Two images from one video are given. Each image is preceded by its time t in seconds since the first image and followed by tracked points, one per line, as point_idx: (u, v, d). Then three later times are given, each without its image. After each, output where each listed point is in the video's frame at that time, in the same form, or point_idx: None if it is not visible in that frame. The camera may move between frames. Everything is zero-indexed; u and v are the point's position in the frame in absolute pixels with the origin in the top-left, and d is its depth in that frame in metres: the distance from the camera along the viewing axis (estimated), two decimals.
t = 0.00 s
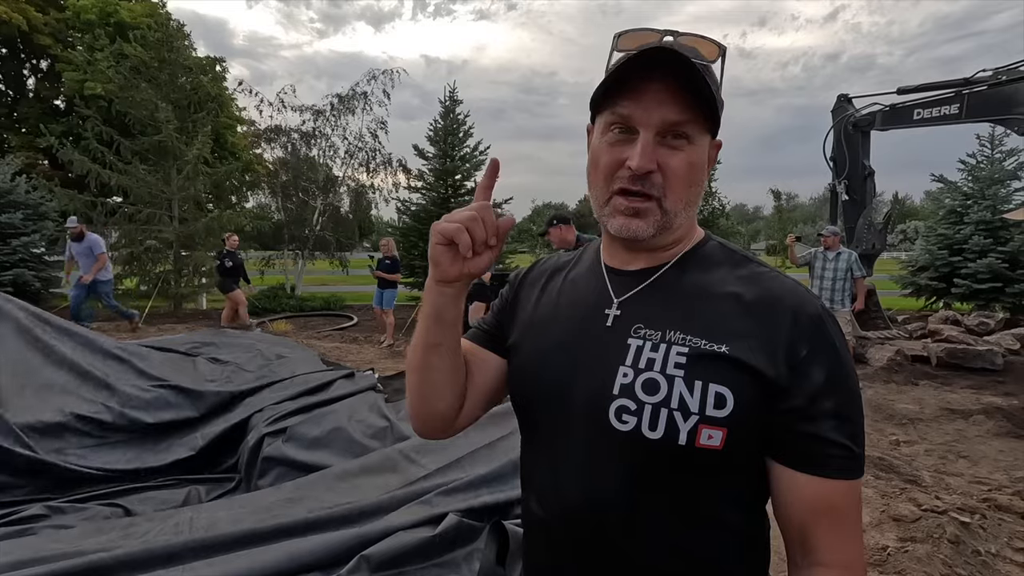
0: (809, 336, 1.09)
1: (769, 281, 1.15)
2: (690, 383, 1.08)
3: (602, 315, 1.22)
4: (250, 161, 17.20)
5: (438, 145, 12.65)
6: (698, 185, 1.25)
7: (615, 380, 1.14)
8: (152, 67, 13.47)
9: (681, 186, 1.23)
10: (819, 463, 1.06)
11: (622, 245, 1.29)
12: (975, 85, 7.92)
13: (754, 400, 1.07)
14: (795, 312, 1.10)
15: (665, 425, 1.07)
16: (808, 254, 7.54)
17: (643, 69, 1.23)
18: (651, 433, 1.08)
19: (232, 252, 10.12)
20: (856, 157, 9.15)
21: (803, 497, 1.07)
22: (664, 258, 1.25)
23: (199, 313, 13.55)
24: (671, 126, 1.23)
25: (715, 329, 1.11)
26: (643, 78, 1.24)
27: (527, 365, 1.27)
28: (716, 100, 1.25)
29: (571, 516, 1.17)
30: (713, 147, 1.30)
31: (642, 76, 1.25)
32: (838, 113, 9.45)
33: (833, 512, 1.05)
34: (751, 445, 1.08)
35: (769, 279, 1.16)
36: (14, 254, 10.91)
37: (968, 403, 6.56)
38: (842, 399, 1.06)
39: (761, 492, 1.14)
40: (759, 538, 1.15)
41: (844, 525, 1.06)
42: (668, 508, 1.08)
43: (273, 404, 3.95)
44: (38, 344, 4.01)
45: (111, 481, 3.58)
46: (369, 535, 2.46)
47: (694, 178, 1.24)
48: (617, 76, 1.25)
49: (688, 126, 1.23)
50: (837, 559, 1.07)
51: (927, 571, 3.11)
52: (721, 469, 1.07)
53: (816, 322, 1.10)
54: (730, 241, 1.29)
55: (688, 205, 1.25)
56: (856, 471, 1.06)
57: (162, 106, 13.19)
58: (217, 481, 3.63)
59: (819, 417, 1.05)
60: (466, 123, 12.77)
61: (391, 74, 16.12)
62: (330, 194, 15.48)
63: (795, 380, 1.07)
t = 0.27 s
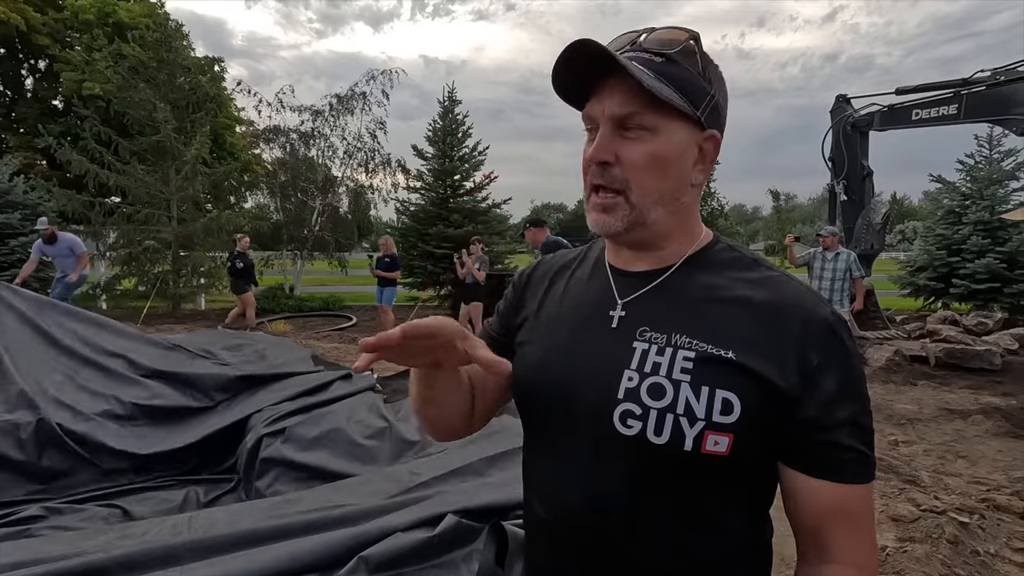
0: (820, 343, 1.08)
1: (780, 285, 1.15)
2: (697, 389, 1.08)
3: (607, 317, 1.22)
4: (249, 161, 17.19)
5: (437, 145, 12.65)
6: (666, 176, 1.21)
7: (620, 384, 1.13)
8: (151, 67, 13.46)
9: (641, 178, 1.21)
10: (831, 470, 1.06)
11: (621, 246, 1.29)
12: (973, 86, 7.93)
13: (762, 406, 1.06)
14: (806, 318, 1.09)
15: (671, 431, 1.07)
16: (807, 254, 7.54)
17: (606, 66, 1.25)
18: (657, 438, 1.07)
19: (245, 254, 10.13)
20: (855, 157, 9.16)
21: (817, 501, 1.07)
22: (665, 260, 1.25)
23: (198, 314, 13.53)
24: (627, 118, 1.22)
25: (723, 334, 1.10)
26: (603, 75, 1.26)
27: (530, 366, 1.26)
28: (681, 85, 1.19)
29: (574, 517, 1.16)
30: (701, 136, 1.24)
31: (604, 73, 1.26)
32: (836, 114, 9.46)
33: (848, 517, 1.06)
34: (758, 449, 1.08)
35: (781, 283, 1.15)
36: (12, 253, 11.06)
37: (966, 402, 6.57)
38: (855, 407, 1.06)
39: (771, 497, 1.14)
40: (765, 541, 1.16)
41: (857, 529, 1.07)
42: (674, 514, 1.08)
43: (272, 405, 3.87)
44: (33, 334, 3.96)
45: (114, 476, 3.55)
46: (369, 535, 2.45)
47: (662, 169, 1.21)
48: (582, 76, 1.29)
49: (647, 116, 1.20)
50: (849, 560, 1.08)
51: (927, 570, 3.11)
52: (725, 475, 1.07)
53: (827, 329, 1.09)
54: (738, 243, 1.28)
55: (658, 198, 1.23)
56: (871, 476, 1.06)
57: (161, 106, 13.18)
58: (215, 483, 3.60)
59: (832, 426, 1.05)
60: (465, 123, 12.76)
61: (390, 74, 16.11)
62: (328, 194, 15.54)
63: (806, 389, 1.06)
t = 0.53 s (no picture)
0: (813, 342, 1.07)
1: (776, 283, 1.14)
2: (688, 389, 1.07)
3: (604, 317, 1.22)
4: (249, 160, 17.18)
5: (437, 145, 12.64)
6: (676, 174, 1.21)
7: (615, 385, 1.13)
8: (150, 67, 13.45)
9: (652, 177, 1.20)
10: (821, 472, 1.04)
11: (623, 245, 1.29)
12: (973, 86, 7.92)
13: (755, 406, 1.05)
14: (800, 318, 1.08)
15: (661, 431, 1.06)
16: (806, 254, 7.54)
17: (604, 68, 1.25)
18: (648, 439, 1.07)
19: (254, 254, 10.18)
20: (854, 157, 9.15)
21: (804, 506, 1.06)
22: (663, 258, 1.25)
23: (198, 314, 13.50)
24: (637, 116, 1.21)
25: (716, 333, 1.09)
26: (608, 75, 1.25)
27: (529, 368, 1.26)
28: (685, 84, 1.20)
29: (570, 516, 1.17)
30: (702, 134, 1.25)
31: (609, 73, 1.25)
32: (836, 113, 9.45)
33: (834, 522, 1.05)
34: (751, 451, 1.07)
35: (777, 282, 1.14)
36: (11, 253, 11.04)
37: (966, 402, 6.57)
38: (844, 407, 1.05)
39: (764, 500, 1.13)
40: (764, 542, 1.14)
41: (846, 534, 1.05)
42: (669, 515, 1.08)
43: (272, 405, 3.86)
44: (31, 330, 3.93)
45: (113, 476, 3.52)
46: (369, 535, 2.45)
47: (671, 167, 1.20)
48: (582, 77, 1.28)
49: (657, 114, 1.20)
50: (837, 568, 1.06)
51: (927, 570, 3.11)
52: (716, 476, 1.07)
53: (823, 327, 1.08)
54: (739, 241, 1.28)
55: (667, 196, 1.22)
56: (861, 481, 1.05)
57: (160, 106, 13.16)
58: (215, 483, 3.59)
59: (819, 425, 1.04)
60: (464, 123, 12.75)
61: (389, 73, 16.09)
62: (328, 194, 15.54)
63: (795, 387, 1.06)
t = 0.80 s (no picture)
0: (830, 342, 1.07)
1: (791, 284, 1.14)
2: (708, 393, 1.08)
3: (617, 319, 1.22)
4: (249, 159, 17.18)
5: (437, 144, 12.62)
6: (726, 188, 1.27)
7: (631, 387, 1.13)
8: (150, 66, 13.45)
9: (713, 188, 1.24)
10: (840, 472, 1.05)
11: (642, 246, 1.29)
12: (973, 85, 7.92)
13: (775, 408, 1.06)
14: (817, 319, 1.08)
15: (682, 436, 1.07)
16: (807, 253, 7.55)
17: (687, 63, 1.21)
18: (669, 443, 1.08)
19: (263, 253, 10.16)
20: (855, 155, 9.15)
21: (825, 505, 1.07)
22: (679, 259, 1.25)
23: (198, 313, 13.50)
24: (709, 126, 1.22)
25: (735, 337, 1.10)
26: (679, 74, 1.22)
27: (543, 371, 1.26)
28: (751, 99, 1.25)
29: (585, 517, 1.17)
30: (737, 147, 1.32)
31: (681, 70, 1.21)
32: (837, 112, 9.46)
33: (858, 520, 1.05)
34: (771, 452, 1.08)
35: (792, 282, 1.15)
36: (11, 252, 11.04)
37: (966, 401, 6.58)
38: (864, 406, 1.05)
39: (783, 498, 1.13)
40: (778, 539, 1.15)
41: (870, 531, 1.06)
42: (689, 517, 1.09)
43: (272, 404, 3.86)
44: (37, 330, 3.94)
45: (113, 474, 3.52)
46: (370, 535, 2.45)
47: (726, 179, 1.25)
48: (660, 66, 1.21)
49: (726, 127, 1.23)
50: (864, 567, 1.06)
51: (928, 568, 3.11)
52: (738, 477, 1.08)
53: (838, 327, 1.08)
54: (746, 241, 1.29)
55: (716, 206, 1.26)
56: (880, 478, 1.04)
57: (160, 105, 13.15)
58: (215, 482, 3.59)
59: (838, 423, 1.04)
60: (464, 122, 12.74)
61: (389, 72, 16.09)
62: (328, 193, 15.55)
63: (817, 387, 1.06)
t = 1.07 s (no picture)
0: (826, 342, 1.07)
1: (786, 284, 1.15)
2: (705, 392, 1.08)
3: (612, 318, 1.22)
4: (248, 157, 17.17)
5: (436, 142, 12.61)
6: (721, 185, 1.26)
7: (627, 386, 1.13)
8: (149, 63, 13.45)
9: (709, 184, 1.24)
10: (834, 471, 1.06)
11: (638, 244, 1.29)
12: (973, 82, 7.92)
13: (771, 407, 1.07)
14: (813, 319, 1.09)
15: (679, 435, 1.08)
16: (806, 251, 7.55)
17: (683, 61, 1.21)
18: (665, 442, 1.08)
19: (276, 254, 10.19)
20: (855, 153, 9.15)
21: (817, 502, 1.08)
22: (675, 257, 1.25)
23: (198, 311, 13.49)
24: (703, 124, 1.22)
25: (731, 337, 1.11)
26: (674, 72, 1.22)
27: (539, 369, 1.26)
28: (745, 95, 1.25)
29: (581, 518, 1.17)
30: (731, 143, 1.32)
31: (675, 68, 1.22)
32: (837, 110, 9.46)
33: (848, 517, 1.07)
34: (766, 451, 1.09)
35: (787, 281, 1.15)
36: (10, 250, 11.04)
37: (965, 398, 6.58)
38: (859, 406, 1.06)
39: (775, 496, 1.14)
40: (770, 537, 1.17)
41: (860, 528, 1.07)
42: (685, 516, 1.09)
43: (272, 401, 3.83)
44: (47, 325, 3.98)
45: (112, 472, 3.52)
46: (370, 531, 2.46)
47: (720, 176, 1.25)
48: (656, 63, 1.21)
49: (721, 124, 1.23)
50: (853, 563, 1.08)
51: (925, 565, 3.12)
52: (733, 476, 1.08)
53: (833, 328, 1.08)
54: (742, 239, 1.29)
55: (711, 202, 1.26)
56: (870, 475, 1.06)
57: (159, 103, 13.12)
58: (214, 480, 3.59)
59: (834, 423, 1.05)
60: (464, 119, 12.73)
61: (389, 70, 16.09)
62: (328, 191, 15.55)
63: (814, 388, 1.06)
